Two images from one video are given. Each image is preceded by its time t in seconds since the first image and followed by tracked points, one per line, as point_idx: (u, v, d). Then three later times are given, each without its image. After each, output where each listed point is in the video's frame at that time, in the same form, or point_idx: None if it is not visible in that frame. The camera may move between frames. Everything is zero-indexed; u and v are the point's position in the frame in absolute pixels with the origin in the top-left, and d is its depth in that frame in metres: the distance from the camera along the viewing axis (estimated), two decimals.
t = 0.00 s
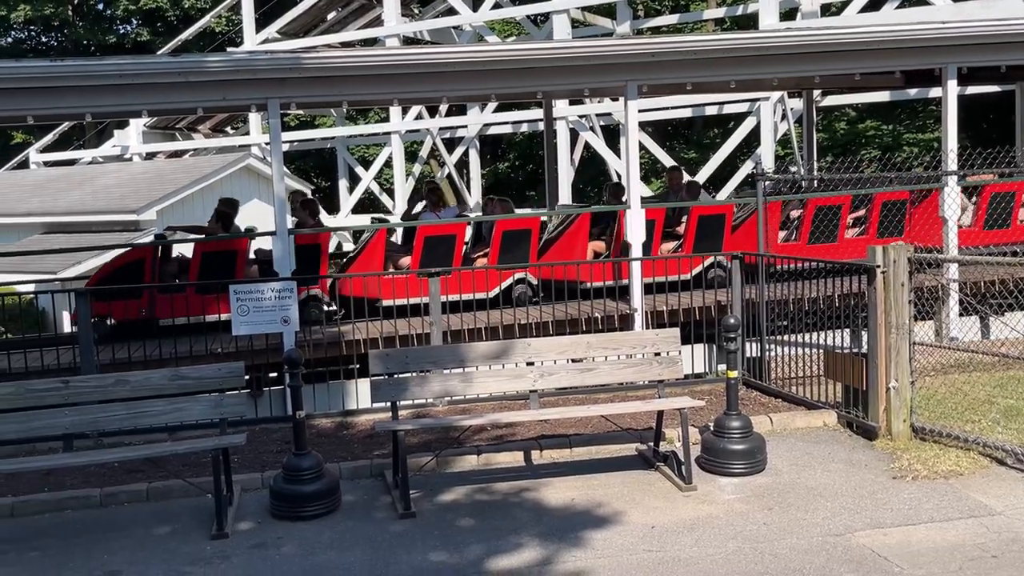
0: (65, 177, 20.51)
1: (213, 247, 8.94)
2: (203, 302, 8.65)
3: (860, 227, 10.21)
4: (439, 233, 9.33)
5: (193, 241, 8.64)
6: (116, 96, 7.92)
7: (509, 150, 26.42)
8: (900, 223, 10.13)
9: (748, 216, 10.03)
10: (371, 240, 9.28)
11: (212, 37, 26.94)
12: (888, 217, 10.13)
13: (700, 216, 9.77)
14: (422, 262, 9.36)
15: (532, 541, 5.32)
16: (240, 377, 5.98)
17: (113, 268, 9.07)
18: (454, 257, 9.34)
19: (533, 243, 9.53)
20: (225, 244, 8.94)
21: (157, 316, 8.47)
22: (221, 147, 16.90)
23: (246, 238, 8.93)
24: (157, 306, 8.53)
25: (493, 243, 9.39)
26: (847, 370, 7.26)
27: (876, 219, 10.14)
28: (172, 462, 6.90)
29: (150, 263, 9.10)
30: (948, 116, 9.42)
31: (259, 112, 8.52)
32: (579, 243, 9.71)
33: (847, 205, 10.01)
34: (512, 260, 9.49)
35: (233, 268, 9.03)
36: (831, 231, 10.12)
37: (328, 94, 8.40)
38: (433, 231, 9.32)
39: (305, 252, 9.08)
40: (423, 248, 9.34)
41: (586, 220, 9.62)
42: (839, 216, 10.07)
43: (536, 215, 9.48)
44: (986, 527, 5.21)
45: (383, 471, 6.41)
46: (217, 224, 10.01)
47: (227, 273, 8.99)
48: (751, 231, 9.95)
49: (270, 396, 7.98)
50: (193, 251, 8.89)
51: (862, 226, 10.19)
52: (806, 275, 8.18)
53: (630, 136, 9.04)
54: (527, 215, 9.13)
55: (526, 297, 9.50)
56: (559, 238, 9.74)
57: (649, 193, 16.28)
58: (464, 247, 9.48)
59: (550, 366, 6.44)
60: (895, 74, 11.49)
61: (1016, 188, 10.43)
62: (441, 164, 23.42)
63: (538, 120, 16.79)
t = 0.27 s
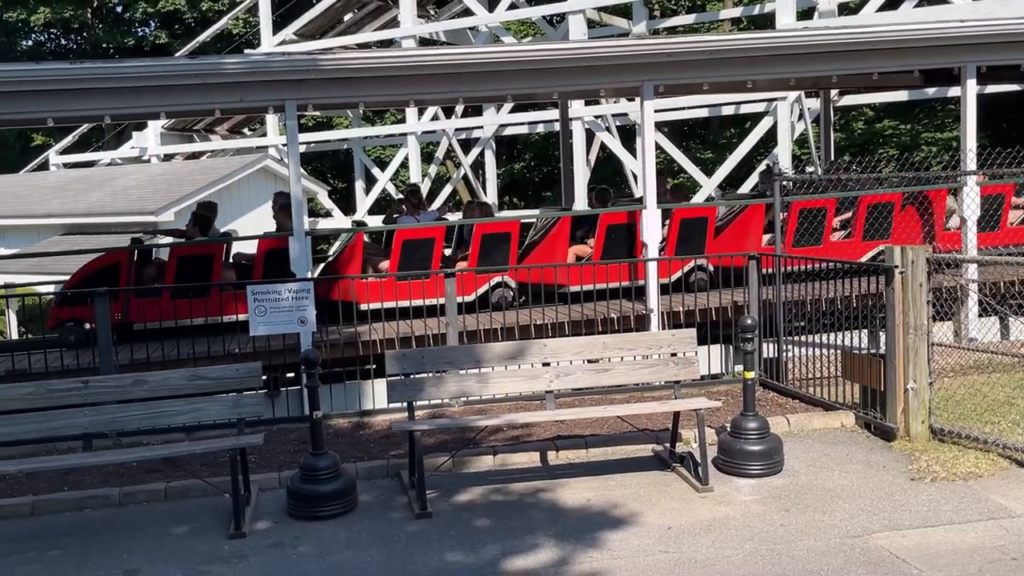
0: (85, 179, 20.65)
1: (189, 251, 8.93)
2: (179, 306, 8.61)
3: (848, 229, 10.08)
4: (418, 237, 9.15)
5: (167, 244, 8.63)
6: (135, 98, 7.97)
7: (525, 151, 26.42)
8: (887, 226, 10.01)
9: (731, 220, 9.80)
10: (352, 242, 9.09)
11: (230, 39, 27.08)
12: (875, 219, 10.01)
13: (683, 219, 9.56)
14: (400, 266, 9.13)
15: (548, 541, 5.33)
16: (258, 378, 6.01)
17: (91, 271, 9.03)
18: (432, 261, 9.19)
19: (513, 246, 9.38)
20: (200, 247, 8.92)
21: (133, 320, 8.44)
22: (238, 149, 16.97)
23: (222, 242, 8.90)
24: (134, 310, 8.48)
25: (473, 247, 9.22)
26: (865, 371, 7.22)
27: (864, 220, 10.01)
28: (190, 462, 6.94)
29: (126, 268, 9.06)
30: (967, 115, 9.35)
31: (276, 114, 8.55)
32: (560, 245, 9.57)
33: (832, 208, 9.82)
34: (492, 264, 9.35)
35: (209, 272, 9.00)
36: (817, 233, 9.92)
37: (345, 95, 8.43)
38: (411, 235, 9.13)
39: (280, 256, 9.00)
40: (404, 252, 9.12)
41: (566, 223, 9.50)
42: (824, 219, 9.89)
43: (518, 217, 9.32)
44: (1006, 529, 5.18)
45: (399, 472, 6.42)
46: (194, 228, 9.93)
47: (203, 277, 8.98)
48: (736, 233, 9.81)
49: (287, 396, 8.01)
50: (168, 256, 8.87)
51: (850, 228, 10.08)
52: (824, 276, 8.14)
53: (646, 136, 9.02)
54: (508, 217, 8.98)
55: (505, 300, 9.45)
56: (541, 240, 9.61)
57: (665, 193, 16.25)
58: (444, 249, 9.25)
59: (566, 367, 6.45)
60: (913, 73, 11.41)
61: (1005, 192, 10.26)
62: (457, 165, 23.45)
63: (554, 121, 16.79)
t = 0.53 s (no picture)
0: (108, 180, 20.82)
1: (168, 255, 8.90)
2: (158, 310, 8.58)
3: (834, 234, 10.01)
4: (398, 241, 9.13)
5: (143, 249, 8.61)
6: (157, 100, 8.03)
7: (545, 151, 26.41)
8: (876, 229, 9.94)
9: (718, 223, 9.86)
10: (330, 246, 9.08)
11: (250, 42, 27.22)
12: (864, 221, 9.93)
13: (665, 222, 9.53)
14: (380, 270, 9.14)
15: (568, 542, 5.32)
16: (279, 378, 6.04)
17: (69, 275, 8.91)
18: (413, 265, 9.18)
19: (494, 250, 9.36)
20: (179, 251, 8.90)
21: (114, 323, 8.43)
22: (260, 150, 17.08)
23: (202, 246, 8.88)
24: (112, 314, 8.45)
25: (453, 251, 9.21)
26: (887, 372, 7.17)
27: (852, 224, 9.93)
28: (212, 462, 6.98)
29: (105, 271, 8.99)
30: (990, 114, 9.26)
31: (297, 115, 8.59)
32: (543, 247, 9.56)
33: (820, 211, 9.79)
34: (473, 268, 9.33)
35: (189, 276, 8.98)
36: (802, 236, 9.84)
37: (365, 97, 8.46)
38: (391, 239, 9.12)
39: (260, 260, 9.00)
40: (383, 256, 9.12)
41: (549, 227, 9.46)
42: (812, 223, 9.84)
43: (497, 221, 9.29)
44: None
45: (419, 472, 6.44)
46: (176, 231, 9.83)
47: (183, 282, 8.96)
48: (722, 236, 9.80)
49: (308, 396, 8.05)
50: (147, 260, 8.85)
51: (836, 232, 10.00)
52: (846, 276, 8.09)
53: (666, 136, 9.00)
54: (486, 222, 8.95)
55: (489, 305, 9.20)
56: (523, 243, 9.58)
57: (685, 193, 16.21)
58: (424, 252, 9.29)
59: (586, 368, 6.44)
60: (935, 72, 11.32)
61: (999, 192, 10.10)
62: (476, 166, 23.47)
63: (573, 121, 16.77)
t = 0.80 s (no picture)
0: (135, 182, 21.03)
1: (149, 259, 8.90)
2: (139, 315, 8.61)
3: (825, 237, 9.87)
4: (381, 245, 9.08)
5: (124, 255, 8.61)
6: (183, 102, 8.09)
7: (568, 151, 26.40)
8: (866, 231, 9.82)
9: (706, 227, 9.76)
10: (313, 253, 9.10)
11: (276, 44, 27.40)
12: (854, 225, 9.80)
13: (652, 225, 9.38)
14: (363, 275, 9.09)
15: (592, 543, 5.32)
16: (304, 378, 6.07)
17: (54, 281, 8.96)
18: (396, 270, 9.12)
19: (478, 254, 9.28)
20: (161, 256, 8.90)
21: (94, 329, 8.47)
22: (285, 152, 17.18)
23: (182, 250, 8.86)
24: (94, 320, 8.52)
25: (436, 255, 9.14)
26: (915, 374, 7.10)
27: (842, 226, 9.79)
28: (238, 461, 7.03)
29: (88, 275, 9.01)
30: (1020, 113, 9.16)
31: (322, 117, 8.63)
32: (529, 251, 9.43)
33: (808, 214, 9.68)
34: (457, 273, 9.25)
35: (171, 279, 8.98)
36: (792, 239, 9.71)
37: (390, 98, 8.48)
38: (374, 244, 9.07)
39: (241, 264, 8.98)
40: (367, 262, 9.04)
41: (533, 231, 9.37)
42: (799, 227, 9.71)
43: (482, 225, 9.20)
44: None
45: (443, 472, 6.45)
46: (160, 235, 9.88)
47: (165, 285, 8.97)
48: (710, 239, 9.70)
49: (332, 397, 8.08)
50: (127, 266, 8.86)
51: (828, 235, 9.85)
52: (872, 276, 8.02)
53: (690, 136, 8.96)
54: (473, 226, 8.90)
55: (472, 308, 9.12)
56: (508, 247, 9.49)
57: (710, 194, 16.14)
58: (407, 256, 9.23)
59: (610, 369, 6.43)
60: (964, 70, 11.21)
61: (994, 196, 9.95)
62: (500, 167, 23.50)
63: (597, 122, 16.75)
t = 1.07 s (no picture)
0: (168, 184, 21.25)
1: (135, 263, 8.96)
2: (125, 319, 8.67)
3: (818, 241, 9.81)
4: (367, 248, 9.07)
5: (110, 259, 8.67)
6: (213, 105, 8.16)
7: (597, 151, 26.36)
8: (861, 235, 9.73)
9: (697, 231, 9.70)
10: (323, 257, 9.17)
11: (305, 46, 27.57)
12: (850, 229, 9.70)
13: (641, 230, 9.33)
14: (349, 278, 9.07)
15: (620, 544, 5.31)
16: (334, 378, 6.10)
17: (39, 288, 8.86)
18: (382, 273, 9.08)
19: (465, 258, 9.21)
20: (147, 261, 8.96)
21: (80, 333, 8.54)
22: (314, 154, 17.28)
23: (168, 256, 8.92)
24: (80, 324, 8.59)
25: (422, 259, 9.09)
26: (949, 375, 7.03)
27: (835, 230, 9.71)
28: (269, 461, 7.08)
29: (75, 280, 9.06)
30: None
31: (351, 118, 8.67)
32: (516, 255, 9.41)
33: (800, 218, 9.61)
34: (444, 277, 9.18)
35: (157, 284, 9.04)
36: (784, 242, 9.69)
37: (418, 100, 8.51)
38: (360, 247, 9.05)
39: (226, 269, 9.04)
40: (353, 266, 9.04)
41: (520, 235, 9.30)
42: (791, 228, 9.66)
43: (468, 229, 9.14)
44: None
45: (471, 473, 6.46)
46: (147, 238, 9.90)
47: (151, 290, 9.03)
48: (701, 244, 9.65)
49: (362, 397, 8.13)
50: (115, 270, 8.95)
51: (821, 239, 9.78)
52: (905, 277, 7.94)
53: (720, 135, 8.92)
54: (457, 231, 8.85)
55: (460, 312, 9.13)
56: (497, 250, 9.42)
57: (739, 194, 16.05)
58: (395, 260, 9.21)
59: (639, 369, 6.41)
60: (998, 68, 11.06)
61: (990, 199, 9.87)
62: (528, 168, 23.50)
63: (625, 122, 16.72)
